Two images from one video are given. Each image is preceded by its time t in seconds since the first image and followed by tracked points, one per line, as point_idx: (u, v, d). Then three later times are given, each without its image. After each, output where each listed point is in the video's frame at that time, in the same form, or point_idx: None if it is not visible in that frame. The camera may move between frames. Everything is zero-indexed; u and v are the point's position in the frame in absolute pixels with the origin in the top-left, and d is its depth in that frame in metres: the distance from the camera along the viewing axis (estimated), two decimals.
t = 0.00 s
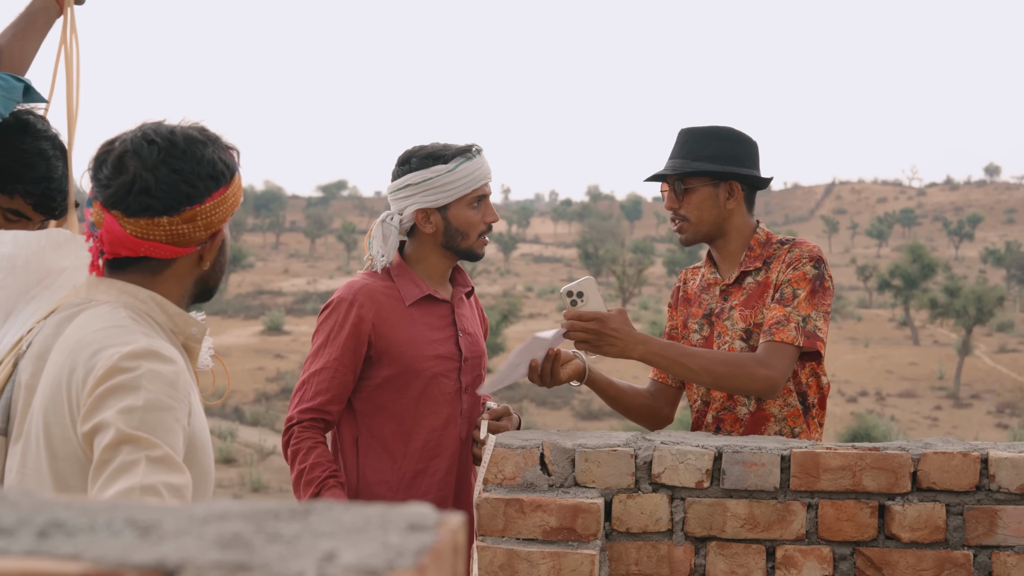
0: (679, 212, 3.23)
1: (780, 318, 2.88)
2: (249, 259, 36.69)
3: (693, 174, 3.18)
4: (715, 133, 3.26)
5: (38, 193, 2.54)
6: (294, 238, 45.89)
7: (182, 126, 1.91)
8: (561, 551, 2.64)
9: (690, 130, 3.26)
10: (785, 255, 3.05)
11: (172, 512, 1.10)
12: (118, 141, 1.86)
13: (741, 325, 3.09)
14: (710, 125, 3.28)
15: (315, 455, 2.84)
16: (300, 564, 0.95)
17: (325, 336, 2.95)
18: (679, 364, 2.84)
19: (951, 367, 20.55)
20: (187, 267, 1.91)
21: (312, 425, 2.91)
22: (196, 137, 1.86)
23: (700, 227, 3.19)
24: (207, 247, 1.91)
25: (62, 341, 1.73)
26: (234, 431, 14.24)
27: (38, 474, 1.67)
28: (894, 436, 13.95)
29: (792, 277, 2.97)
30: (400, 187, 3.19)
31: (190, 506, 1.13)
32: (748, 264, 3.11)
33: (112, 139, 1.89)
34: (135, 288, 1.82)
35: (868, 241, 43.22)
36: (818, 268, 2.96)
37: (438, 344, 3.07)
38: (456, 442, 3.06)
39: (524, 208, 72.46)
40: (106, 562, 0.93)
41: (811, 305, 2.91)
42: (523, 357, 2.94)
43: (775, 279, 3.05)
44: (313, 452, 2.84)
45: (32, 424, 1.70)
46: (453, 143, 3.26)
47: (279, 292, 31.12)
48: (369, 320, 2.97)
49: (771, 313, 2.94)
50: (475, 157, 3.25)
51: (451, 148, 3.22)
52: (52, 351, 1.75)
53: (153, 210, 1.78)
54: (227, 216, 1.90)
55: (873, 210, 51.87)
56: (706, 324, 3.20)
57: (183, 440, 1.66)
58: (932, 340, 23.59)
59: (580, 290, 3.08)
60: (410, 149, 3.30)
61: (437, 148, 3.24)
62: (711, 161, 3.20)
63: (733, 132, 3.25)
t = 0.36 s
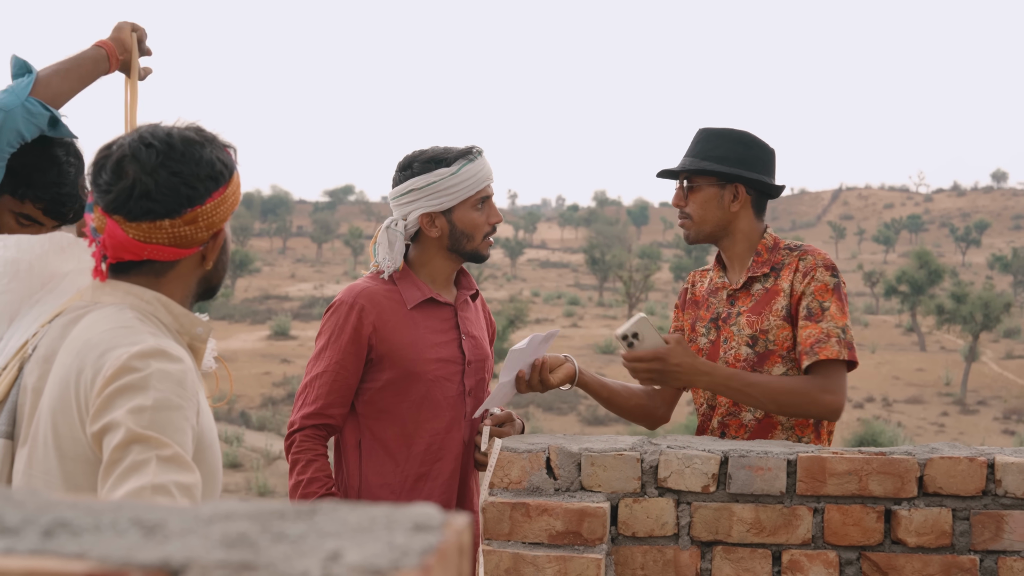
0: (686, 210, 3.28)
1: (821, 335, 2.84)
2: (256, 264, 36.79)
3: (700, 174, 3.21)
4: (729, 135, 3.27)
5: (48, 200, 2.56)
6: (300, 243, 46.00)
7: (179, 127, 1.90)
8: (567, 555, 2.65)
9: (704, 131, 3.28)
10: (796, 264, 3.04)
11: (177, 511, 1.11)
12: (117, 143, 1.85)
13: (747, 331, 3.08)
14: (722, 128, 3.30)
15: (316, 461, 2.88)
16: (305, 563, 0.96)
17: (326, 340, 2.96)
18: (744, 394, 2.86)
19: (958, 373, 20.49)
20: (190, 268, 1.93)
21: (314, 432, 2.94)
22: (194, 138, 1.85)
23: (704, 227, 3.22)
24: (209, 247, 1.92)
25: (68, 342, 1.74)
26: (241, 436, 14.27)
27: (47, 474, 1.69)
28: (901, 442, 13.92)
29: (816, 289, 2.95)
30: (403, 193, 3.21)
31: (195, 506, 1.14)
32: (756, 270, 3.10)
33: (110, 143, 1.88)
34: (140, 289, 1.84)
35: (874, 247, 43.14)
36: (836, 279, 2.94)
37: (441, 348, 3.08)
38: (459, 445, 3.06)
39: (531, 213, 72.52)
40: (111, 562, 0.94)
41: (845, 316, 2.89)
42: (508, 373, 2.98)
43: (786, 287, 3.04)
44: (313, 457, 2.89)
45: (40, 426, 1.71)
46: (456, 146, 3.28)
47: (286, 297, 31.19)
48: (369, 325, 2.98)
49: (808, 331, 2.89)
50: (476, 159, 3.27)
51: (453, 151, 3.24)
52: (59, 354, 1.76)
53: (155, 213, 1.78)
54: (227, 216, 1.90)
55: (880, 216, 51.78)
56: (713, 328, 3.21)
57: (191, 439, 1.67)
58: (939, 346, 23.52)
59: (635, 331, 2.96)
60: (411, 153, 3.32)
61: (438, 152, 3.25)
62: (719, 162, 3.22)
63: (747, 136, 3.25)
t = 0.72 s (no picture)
0: (695, 212, 3.31)
1: (866, 343, 2.83)
2: (261, 268, 36.88)
3: (709, 177, 3.24)
4: (739, 138, 3.29)
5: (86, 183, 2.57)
6: (305, 247, 46.11)
7: (180, 129, 1.90)
8: (573, 558, 2.65)
9: (713, 133, 3.30)
10: (809, 269, 3.04)
11: (183, 511, 1.12)
12: (117, 145, 1.84)
13: (758, 336, 3.08)
14: (734, 131, 3.31)
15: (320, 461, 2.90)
16: (312, 562, 0.96)
17: (328, 341, 2.98)
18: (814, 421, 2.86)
19: (963, 378, 20.44)
20: (192, 269, 1.93)
21: (317, 434, 2.95)
22: (195, 140, 1.85)
23: (713, 231, 3.25)
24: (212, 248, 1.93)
25: (71, 344, 1.75)
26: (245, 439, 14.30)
27: (50, 475, 1.70)
28: (905, 446, 13.90)
29: (843, 296, 2.93)
30: (400, 194, 3.22)
31: (201, 507, 1.15)
32: (767, 274, 3.10)
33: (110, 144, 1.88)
34: (143, 291, 1.85)
35: (879, 251, 43.08)
36: (856, 284, 2.95)
37: (443, 348, 3.09)
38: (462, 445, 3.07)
39: (535, 217, 72.56)
40: (118, 561, 0.95)
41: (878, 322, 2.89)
42: (508, 368, 2.91)
43: (799, 292, 3.04)
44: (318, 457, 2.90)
45: (44, 427, 1.72)
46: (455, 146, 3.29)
47: (290, 301, 31.25)
48: (370, 326, 2.99)
49: (851, 339, 2.88)
50: (473, 160, 3.28)
51: (449, 152, 3.25)
52: (62, 355, 1.77)
53: (158, 214, 1.78)
54: (229, 217, 1.90)
55: (885, 220, 51.71)
56: (723, 331, 3.20)
57: (194, 438, 1.68)
58: (944, 351, 23.49)
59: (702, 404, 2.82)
60: (408, 155, 3.33)
61: (435, 153, 3.26)
62: (729, 165, 3.24)
63: (756, 138, 3.26)
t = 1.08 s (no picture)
0: (705, 217, 3.29)
1: (879, 351, 2.88)
2: (264, 270, 36.95)
3: (720, 183, 3.23)
4: (749, 142, 3.28)
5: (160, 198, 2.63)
6: (309, 250, 46.16)
7: (186, 132, 1.91)
8: (577, 561, 2.66)
9: (723, 138, 3.29)
10: (817, 275, 3.06)
11: (193, 512, 1.13)
12: (123, 146, 1.85)
13: (765, 341, 3.09)
14: (742, 134, 3.31)
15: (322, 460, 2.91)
16: (321, 563, 0.97)
17: (332, 341, 2.99)
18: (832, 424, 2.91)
19: (966, 382, 20.42)
20: (195, 272, 1.94)
21: (321, 433, 2.96)
22: (201, 143, 1.86)
23: (724, 236, 3.24)
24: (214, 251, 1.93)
25: (73, 346, 1.76)
26: (248, 442, 14.32)
27: (51, 475, 1.70)
28: (909, 450, 13.89)
29: (854, 303, 2.96)
30: (397, 196, 3.25)
31: (209, 508, 1.16)
32: (776, 278, 3.11)
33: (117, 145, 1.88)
34: (145, 293, 1.86)
35: (883, 256, 43.07)
36: (868, 292, 2.98)
37: (446, 349, 3.10)
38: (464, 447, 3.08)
39: (538, 220, 72.58)
40: (128, 562, 0.96)
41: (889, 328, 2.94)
42: (507, 368, 2.92)
43: (807, 298, 3.06)
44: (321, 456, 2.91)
45: (45, 428, 1.73)
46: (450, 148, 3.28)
47: (294, 303, 31.29)
48: (372, 327, 3.01)
49: (862, 346, 2.93)
50: (469, 161, 3.27)
51: (444, 154, 3.25)
52: (63, 358, 1.78)
53: (161, 217, 1.79)
54: (233, 220, 1.90)
55: (888, 224, 51.68)
56: (729, 334, 3.20)
57: (195, 441, 1.69)
58: (947, 356, 23.46)
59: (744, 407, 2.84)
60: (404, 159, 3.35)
61: (430, 156, 3.28)
62: (740, 170, 3.24)
63: (767, 142, 3.26)
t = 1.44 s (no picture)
0: (709, 220, 3.29)
1: (885, 357, 2.90)
2: (267, 273, 36.98)
3: (725, 187, 3.23)
4: (756, 147, 3.28)
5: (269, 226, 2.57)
6: (311, 252, 46.17)
7: (185, 139, 1.89)
8: (578, 565, 2.66)
9: (731, 142, 3.29)
10: (823, 281, 3.07)
11: (193, 518, 1.13)
12: (122, 151, 1.84)
13: (771, 344, 3.09)
14: (751, 139, 3.30)
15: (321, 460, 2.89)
16: (322, 569, 0.97)
17: (328, 342, 2.99)
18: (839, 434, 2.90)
19: (968, 386, 20.39)
20: (189, 279, 1.91)
21: (319, 432, 2.96)
22: (199, 151, 1.84)
23: (726, 239, 3.24)
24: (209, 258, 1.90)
25: (67, 354, 1.76)
26: (251, 445, 14.35)
27: (45, 482, 1.71)
28: (911, 454, 13.87)
29: (861, 309, 2.97)
30: (406, 190, 3.18)
31: (210, 513, 1.17)
32: (783, 283, 3.11)
33: (115, 150, 1.87)
34: (140, 300, 1.85)
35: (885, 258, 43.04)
36: (874, 298, 2.99)
37: (444, 350, 3.09)
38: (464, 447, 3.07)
39: (541, 223, 72.64)
40: (128, 567, 0.96)
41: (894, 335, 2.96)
42: (500, 378, 2.89)
43: (813, 303, 3.06)
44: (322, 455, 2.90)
45: (39, 435, 1.73)
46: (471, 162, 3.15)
47: (296, 305, 31.30)
48: (369, 329, 3.01)
49: (870, 352, 2.94)
50: (483, 183, 3.12)
51: (461, 168, 3.12)
52: (58, 364, 1.78)
53: (155, 222, 1.77)
54: (228, 229, 1.88)
55: (891, 227, 51.58)
56: (734, 338, 3.20)
57: (189, 452, 1.69)
58: (950, 358, 23.43)
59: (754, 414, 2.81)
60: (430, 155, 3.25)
61: (449, 163, 3.16)
62: (746, 176, 3.24)
63: (775, 148, 3.27)
